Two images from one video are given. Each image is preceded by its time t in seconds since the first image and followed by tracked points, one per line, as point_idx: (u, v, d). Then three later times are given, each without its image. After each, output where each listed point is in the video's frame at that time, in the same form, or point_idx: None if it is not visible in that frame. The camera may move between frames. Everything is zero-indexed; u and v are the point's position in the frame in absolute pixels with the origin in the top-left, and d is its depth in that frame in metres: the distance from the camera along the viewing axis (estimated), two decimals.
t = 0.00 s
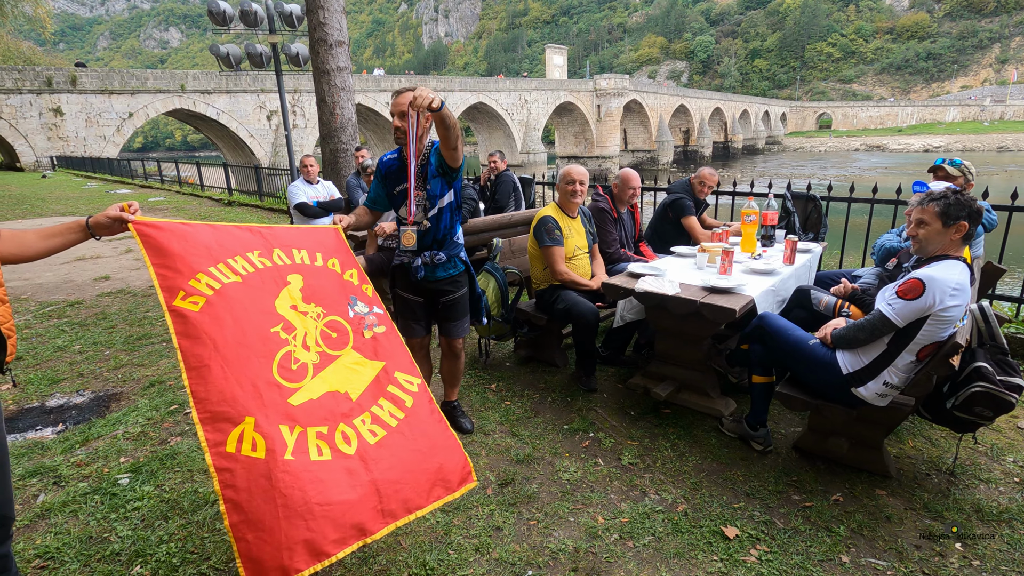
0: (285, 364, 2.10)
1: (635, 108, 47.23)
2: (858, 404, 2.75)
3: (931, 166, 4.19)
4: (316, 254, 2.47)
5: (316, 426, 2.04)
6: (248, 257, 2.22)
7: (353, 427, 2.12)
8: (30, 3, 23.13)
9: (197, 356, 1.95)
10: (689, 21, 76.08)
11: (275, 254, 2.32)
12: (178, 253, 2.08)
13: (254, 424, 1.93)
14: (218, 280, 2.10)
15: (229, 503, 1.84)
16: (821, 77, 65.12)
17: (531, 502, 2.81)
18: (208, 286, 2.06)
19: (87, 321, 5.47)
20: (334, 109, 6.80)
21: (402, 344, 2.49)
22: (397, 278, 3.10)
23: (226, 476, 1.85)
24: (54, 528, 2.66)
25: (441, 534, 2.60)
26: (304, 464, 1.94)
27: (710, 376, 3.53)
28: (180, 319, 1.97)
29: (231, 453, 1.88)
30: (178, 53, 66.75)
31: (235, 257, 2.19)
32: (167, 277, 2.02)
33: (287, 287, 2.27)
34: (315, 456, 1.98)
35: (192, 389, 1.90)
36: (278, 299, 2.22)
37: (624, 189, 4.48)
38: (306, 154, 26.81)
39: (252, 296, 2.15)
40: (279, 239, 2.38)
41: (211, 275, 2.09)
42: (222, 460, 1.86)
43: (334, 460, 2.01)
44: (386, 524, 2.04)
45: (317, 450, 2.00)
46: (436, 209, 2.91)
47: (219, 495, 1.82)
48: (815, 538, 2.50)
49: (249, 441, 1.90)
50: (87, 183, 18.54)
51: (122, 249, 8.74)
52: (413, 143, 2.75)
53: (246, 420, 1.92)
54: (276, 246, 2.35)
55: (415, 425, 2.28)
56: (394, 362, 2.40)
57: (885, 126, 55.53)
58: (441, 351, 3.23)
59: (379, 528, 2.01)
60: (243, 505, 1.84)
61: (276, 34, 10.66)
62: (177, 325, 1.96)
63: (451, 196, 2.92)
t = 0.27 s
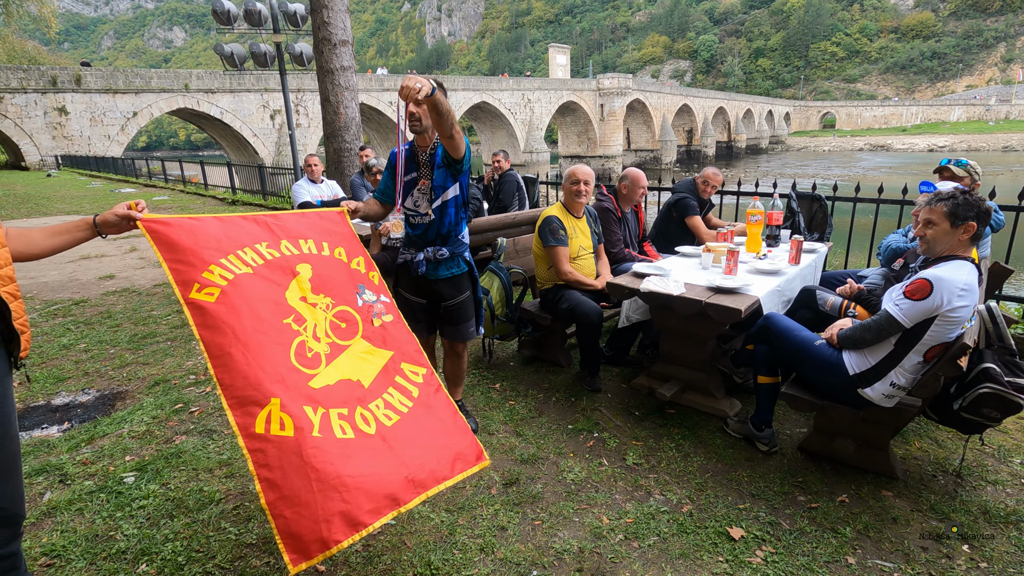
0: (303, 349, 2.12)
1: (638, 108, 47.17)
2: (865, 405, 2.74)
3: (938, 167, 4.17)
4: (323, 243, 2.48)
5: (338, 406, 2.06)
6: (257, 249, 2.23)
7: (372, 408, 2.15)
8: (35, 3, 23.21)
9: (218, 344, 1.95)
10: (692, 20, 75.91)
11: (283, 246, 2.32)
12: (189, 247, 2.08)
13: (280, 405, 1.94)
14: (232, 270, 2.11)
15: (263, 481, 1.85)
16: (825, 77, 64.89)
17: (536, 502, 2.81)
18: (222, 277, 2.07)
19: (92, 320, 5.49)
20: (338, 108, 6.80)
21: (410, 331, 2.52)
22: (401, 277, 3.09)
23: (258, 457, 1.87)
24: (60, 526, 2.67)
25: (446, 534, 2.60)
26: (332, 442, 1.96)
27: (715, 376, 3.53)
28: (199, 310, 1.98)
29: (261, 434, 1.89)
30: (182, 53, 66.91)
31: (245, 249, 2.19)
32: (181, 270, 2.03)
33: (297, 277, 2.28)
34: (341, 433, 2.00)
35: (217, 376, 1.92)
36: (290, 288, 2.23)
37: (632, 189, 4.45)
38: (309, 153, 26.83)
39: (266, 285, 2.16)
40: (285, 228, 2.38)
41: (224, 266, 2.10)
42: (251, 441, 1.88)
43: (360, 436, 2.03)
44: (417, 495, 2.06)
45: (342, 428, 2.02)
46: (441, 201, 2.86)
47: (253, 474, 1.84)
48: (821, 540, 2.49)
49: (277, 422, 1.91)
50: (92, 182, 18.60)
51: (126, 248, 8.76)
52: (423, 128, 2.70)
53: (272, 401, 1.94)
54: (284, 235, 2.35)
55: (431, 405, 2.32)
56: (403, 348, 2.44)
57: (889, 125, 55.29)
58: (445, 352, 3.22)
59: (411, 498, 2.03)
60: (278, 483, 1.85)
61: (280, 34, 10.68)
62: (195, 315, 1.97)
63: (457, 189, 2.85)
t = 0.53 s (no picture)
0: (305, 343, 2.12)
1: (642, 106, 47.08)
2: (870, 406, 2.73)
3: (944, 167, 4.14)
4: (326, 240, 2.47)
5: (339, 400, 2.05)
6: (261, 244, 2.23)
7: (374, 402, 2.13)
8: (41, 2, 23.31)
9: (219, 339, 1.96)
10: (697, 19, 75.69)
11: (287, 241, 2.32)
12: (194, 241, 2.09)
13: (280, 399, 1.94)
14: (235, 265, 2.11)
15: (261, 474, 1.85)
16: (830, 76, 64.63)
17: (539, 502, 2.81)
18: (225, 271, 2.07)
19: (97, 318, 5.51)
20: (342, 107, 6.82)
21: (413, 328, 2.51)
22: (406, 276, 3.12)
23: (257, 451, 1.87)
24: (65, 523, 2.68)
25: (449, 533, 2.60)
26: (332, 436, 1.94)
27: (719, 376, 3.51)
28: (201, 304, 1.99)
29: (259, 429, 1.89)
30: (188, 52, 67.17)
31: (248, 244, 2.19)
32: (184, 265, 2.04)
33: (301, 272, 2.28)
34: (341, 427, 1.99)
35: (218, 369, 1.92)
36: (293, 283, 2.23)
37: (638, 188, 4.43)
38: (314, 152, 26.88)
39: (269, 280, 2.17)
40: (289, 225, 2.39)
41: (228, 260, 2.11)
42: (250, 435, 1.88)
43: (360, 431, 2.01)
44: (417, 491, 2.03)
45: (342, 422, 2.00)
46: (444, 201, 2.86)
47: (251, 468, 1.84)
48: (825, 541, 2.48)
49: (275, 416, 1.90)
50: (97, 181, 18.70)
51: (131, 247, 8.80)
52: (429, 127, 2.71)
53: (272, 394, 1.93)
54: (288, 231, 2.35)
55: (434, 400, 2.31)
56: (406, 344, 2.43)
57: (895, 125, 54.97)
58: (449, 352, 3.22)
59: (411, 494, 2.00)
60: (275, 478, 1.85)
61: (285, 33, 10.70)
62: (198, 311, 1.98)
63: (462, 188, 2.83)
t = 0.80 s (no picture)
0: (312, 340, 2.12)
1: (656, 105, 46.80)
2: (885, 409, 2.69)
3: (964, 166, 4.06)
4: (337, 242, 2.51)
5: (344, 395, 2.05)
6: (272, 244, 2.26)
7: (381, 396, 2.13)
8: (62, 3, 23.70)
9: (227, 335, 1.98)
10: (712, 17, 74.97)
11: (298, 241, 2.36)
12: (206, 238, 2.12)
13: (283, 396, 1.95)
14: (245, 262, 2.14)
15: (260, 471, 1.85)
16: (848, 74, 63.76)
17: (548, 501, 2.80)
18: (236, 267, 2.10)
19: (114, 314, 5.60)
20: (355, 106, 6.85)
21: (421, 327, 2.50)
22: (412, 277, 3.10)
23: (257, 448, 1.87)
24: (81, 515, 2.73)
25: (458, 531, 2.60)
26: (333, 434, 1.94)
27: (731, 377, 3.49)
28: (210, 300, 2.02)
29: (262, 426, 1.90)
30: (204, 51, 67.93)
31: (260, 242, 2.23)
32: (196, 261, 2.07)
33: (311, 272, 2.31)
34: (344, 425, 1.98)
35: (225, 365, 1.94)
36: (303, 281, 2.25)
37: (650, 187, 4.42)
38: (327, 150, 27.06)
39: (279, 277, 2.19)
40: (301, 225, 2.43)
41: (238, 258, 2.13)
42: (252, 430, 1.89)
43: (363, 428, 2.01)
44: (417, 491, 2.02)
45: (346, 419, 2.00)
46: (450, 198, 2.83)
47: (251, 465, 1.84)
48: (837, 545, 2.45)
49: (278, 414, 1.92)
50: (116, 178, 18.98)
51: (148, 244, 8.92)
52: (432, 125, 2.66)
53: (275, 391, 1.95)
54: (300, 231, 2.39)
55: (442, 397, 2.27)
56: (415, 343, 2.41)
57: (914, 123, 54.03)
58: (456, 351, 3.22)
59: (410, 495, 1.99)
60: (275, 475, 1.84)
61: (300, 32, 10.78)
62: (207, 306, 2.00)
63: (467, 184, 2.82)
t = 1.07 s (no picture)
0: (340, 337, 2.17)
1: (692, 102, 46.01)
2: (930, 420, 2.58)
3: None
4: (370, 241, 2.54)
5: (371, 390, 2.08)
6: (303, 245, 2.31)
7: (407, 390, 2.14)
8: (116, 7, 24.77)
9: (261, 328, 2.06)
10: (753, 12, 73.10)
11: (330, 243, 2.40)
12: (243, 235, 2.19)
13: (311, 389, 2.00)
14: (280, 258, 2.20)
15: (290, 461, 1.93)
16: (896, 70, 61.27)
17: (575, 502, 2.79)
18: (271, 263, 2.17)
19: (159, 306, 5.83)
20: (391, 105, 6.95)
21: (449, 329, 2.49)
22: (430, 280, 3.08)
23: (287, 439, 1.94)
24: (126, 498, 2.85)
25: (484, 529, 2.62)
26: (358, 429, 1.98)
27: (766, 383, 3.39)
28: (246, 295, 2.09)
29: (292, 418, 1.97)
30: (247, 53, 70.00)
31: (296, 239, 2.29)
32: (235, 255, 2.15)
33: (341, 273, 2.35)
34: (369, 418, 2.01)
35: (259, 358, 2.02)
36: (331, 282, 2.30)
37: (683, 186, 4.35)
38: (363, 149, 27.55)
39: (309, 277, 2.24)
40: (336, 223, 2.48)
41: (272, 256, 2.19)
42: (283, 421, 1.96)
43: (388, 423, 2.03)
44: (441, 487, 2.04)
45: (371, 413, 2.03)
46: (463, 197, 2.80)
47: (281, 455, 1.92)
48: (876, 560, 2.36)
49: (305, 407, 1.98)
50: (163, 175, 19.75)
51: (192, 239, 9.25)
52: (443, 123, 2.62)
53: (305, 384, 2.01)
54: (334, 229, 2.44)
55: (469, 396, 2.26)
56: (444, 342, 2.41)
57: (967, 121, 51.54)
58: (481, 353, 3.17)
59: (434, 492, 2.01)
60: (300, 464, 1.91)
61: (338, 33, 10.99)
62: (244, 300, 2.08)
63: (481, 182, 2.77)
